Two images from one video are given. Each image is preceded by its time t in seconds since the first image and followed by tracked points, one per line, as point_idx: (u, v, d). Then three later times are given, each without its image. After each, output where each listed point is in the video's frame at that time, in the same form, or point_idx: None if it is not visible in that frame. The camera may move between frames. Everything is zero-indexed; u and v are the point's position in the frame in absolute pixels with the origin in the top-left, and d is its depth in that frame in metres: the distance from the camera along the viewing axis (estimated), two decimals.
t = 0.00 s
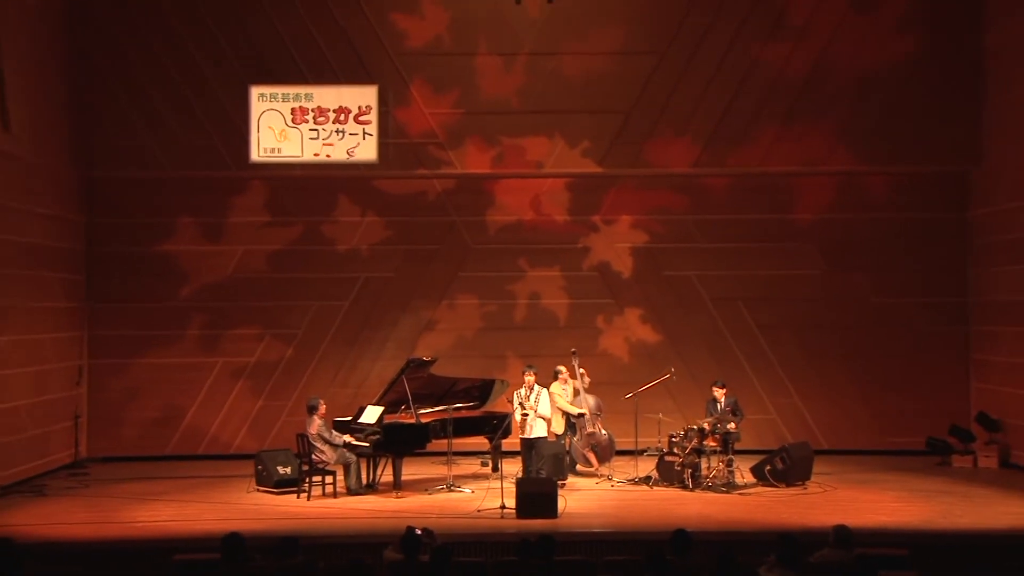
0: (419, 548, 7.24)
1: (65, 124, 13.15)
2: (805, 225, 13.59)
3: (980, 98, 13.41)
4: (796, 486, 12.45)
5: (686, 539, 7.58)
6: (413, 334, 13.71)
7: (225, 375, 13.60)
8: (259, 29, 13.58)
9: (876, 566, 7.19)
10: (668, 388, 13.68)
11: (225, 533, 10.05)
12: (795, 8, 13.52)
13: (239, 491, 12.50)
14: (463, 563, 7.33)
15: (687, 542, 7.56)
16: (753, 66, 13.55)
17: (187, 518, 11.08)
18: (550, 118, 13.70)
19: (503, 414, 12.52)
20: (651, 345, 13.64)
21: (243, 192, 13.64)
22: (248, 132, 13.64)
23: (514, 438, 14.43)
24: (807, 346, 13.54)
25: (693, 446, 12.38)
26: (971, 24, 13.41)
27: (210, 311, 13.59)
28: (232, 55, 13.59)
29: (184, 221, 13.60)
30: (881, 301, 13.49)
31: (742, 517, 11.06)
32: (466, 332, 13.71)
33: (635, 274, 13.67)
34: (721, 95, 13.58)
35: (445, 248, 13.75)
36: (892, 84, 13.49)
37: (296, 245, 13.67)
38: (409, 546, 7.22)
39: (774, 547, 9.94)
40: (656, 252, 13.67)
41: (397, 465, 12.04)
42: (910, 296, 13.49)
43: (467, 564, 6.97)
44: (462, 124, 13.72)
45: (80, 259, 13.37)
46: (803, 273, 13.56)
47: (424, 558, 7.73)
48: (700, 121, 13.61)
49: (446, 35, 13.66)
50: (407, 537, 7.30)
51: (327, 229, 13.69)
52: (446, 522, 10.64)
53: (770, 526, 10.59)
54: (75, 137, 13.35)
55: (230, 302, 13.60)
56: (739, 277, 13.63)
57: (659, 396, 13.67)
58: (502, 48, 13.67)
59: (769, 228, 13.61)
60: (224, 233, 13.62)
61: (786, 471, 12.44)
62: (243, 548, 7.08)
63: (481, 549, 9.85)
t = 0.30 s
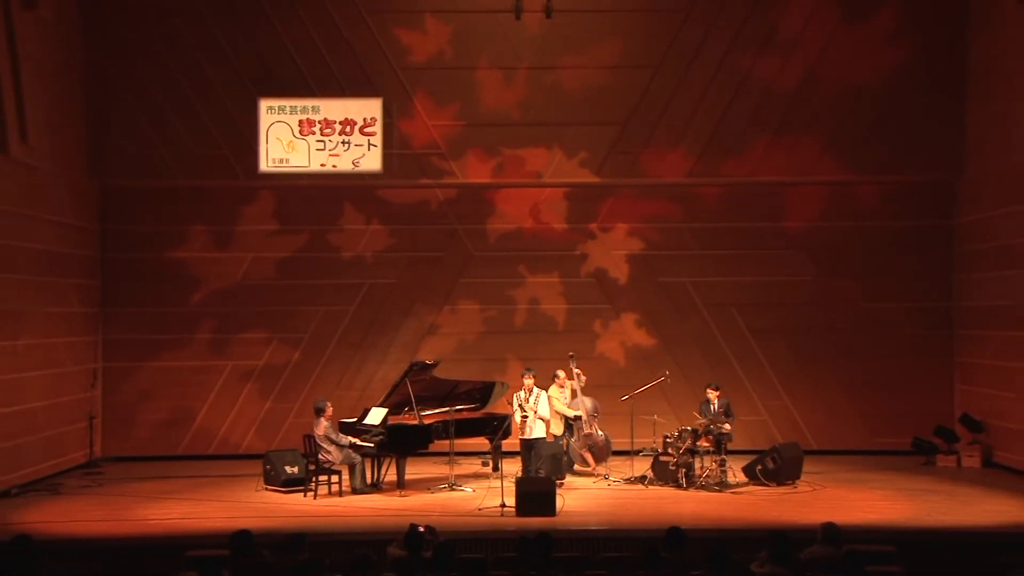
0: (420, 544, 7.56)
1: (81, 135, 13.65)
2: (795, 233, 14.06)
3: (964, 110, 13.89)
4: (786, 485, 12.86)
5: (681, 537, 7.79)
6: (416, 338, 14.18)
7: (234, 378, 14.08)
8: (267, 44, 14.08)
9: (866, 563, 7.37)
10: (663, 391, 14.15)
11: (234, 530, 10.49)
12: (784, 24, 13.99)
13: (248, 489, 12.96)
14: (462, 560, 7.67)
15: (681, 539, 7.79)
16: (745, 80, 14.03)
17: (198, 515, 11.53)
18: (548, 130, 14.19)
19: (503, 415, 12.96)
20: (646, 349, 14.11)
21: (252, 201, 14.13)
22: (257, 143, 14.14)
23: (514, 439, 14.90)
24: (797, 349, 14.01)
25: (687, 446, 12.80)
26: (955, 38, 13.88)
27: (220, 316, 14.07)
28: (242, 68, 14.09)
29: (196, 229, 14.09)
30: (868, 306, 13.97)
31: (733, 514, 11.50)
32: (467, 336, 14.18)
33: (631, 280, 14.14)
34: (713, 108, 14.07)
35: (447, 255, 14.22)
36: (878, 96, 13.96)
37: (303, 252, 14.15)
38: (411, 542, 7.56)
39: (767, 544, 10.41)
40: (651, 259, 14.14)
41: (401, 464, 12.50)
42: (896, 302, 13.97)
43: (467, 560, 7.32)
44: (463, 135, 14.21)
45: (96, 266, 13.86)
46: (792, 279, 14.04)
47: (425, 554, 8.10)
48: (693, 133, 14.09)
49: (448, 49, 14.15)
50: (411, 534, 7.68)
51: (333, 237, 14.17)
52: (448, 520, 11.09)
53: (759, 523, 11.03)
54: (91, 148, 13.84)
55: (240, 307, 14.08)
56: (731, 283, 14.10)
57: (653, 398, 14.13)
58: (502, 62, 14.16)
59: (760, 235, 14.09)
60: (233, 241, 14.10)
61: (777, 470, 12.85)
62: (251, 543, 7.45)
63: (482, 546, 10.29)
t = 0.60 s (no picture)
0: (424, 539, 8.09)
1: (96, 143, 14.13)
2: (785, 237, 14.54)
3: (949, 119, 14.35)
4: (777, 481, 13.31)
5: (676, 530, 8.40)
6: (419, 339, 14.65)
7: (243, 377, 14.56)
8: (275, 54, 14.56)
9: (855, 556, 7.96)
10: (658, 390, 14.62)
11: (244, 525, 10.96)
12: (775, 35, 14.46)
13: (257, 485, 13.43)
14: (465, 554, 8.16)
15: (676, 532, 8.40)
16: (737, 89, 14.51)
17: (208, 510, 12.00)
18: (547, 137, 14.67)
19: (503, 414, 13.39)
20: (642, 349, 14.59)
21: (260, 207, 14.61)
22: (265, 151, 14.63)
23: (513, 437, 15.38)
24: (787, 350, 14.50)
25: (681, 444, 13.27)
26: (942, 49, 14.33)
27: (230, 317, 14.55)
28: (251, 79, 14.57)
29: (206, 234, 14.56)
30: (855, 308, 14.45)
31: (724, 509, 11.96)
32: (469, 337, 14.65)
33: (626, 283, 14.61)
34: (707, 116, 14.55)
35: (449, 259, 14.70)
36: (866, 106, 14.45)
37: (310, 256, 14.63)
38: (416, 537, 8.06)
39: (756, 538, 10.85)
40: (646, 263, 14.62)
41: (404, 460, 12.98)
42: (883, 304, 14.45)
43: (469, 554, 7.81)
44: (465, 143, 14.68)
45: (109, 269, 14.34)
46: (783, 282, 14.52)
47: (428, 548, 8.57)
48: (687, 141, 14.58)
49: (450, 60, 14.63)
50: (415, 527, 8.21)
51: (338, 241, 14.65)
52: (450, 515, 11.56)
53: (748, 518, 11.49)
54: (105, 155, 14.33)
55: (249, 309, 14.56)
56: (724, 286, 14.58)
57: (649, 397, 14.61)
58: (503, 72, 14.63)
59: (752, 240, 14.56)
60: (243, 245, 14.58)
61: (768, 466, 13.30)
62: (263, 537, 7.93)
63: (482, 540, 10.69)
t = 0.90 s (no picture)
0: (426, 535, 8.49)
1: (110, 152, 14.63)
2: (776, 243, 15.05)
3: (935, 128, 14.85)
4: (769, 479, 13.76)
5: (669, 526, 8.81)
6: (422, 341, 15.15)
7: (252, 378, 15.05)
8: (283, 67, 15.08)
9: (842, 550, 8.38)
10: (653, 391, 15.12)
11: (253, 521, 11.43)
12: (767, 48, 14.96)
13: (265, 482, 13.92)
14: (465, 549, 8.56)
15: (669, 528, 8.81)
16: (730, 100, 15.01)
17: (218, 506, 12.47)
18: (545, 146, 15.16)
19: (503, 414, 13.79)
20: (638, 351, 15.07)
21: (269, 214, 15.12)
22: (273, 159, 15.11)
23: (513, 436, 15.87)
24: (778, 352, 14.99)
25: (676, 442, 13.75)
26: (927, 61, 14.83)
27: (239, 320, 15.05)
28: (260, 89, 15.08)
29: (216, 240, 15.07)
30: (844, 311, 14.95)
31: (716, 506, 12.43)
32: (470, 339, 15.14)
33: (623, 287, 15.11)
34: (700, 126, 15.05)
35: (451, 264, 15.19)
36: (854, 116, 14.95)
37: (317, 261, 15.13)
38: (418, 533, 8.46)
39: (748, 533, 11.27)
40: (642, 267, 15.11)
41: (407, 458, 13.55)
42: (871, 307, 14.95)
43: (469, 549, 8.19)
44: (466, 151, 15.18)
45: (123, 274, 14.84)
46: (774, 287, 15.02)
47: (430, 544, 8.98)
48: (681, 150, 15.07)
49: (452, 71, 15.14)
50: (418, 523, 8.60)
51: (344, 247, 15.15)
52: (451, 512, 12.04)
53: (739, 514, 11.95)
54: (120, 164, 14.83)
55: (258, 312, 15.06)
56: (717, 290, 15.08)
57: (645, 398, 15.10)
58: (504, 83, 15.14)
59: (744, 245, 15.07)
60: (252, 250, 15.08)
61: (760, 465, 13.78)
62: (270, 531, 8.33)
63: (483, 536, 11.16)
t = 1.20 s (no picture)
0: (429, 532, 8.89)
1: (124, 160, 15.14)
2: (769, 248, 15.54)
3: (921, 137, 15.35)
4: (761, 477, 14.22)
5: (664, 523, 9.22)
6: (425, 344, 15.64)
7: (261, 380, 15.55)
8: (291, 78, 15.60)
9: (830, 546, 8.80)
10: (649, 391, 15.60)
11: (262, 517, 11.90)
12: (758, 59, 15.46)
13: (274, 480, 14.41)
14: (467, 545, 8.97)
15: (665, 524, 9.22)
16: (723, 110, 15.52)
17: (228, 504, 12.94)
18: (545, 155, 15.66)
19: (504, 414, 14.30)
20: (634, 353, 15.56)
21: (277, 220, 15.62)
22: (281, 168, 15.64)
23: (514, 436, 16.35)
24: (770, 354, 15.47)
25: (671, 442, 14.20)
26: (913, 72, 15.33)
27: (248, 324, 15.54)
28: (268, 100, 15.60)
29: (226, 246, 15.57)
30: (834, 314, 15.44)
31: (709, 503, 12.89)
32: (472, 341, 15.63)
33: (620, 291, 15.59)
34: (694, 136, 15.55)
35: (454, 269, 15.68)
36: (844, 125, 15.44)
37: (323, 266, 15.62)
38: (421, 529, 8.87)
39: (740, 529, 11.68)
40: (638, 272, 15.60)
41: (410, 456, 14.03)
42: (860, 310, 15.43)
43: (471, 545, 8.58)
44: (468, 160, 15.69)
45: (136, 279, 15.34)
46: (766, 291, 15.51)
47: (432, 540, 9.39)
48: (676, 158, 15.57)
49: (454, 83, 15.65)
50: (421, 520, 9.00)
51: (350, 252, 15.65)
52: (453, 510, 12.50)
53: (731, 510, 12.41)
54: (134, 172, 15.36)
55: (266, 316, 15.56)
56: (711, 294, 15.56)
57: (641, 398, 15.58)
58: (504, 94, 15.65)
59: (737, 251, 15.56)
60: (261, 255, 15.59)
61: (754, 463, 14.23)
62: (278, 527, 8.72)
63: (484, 533, 11.63)
